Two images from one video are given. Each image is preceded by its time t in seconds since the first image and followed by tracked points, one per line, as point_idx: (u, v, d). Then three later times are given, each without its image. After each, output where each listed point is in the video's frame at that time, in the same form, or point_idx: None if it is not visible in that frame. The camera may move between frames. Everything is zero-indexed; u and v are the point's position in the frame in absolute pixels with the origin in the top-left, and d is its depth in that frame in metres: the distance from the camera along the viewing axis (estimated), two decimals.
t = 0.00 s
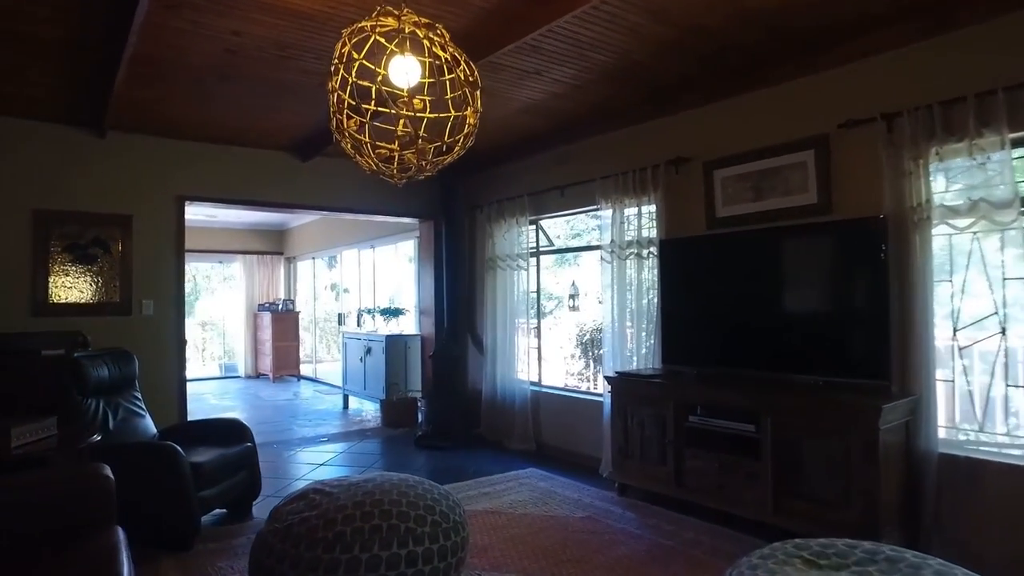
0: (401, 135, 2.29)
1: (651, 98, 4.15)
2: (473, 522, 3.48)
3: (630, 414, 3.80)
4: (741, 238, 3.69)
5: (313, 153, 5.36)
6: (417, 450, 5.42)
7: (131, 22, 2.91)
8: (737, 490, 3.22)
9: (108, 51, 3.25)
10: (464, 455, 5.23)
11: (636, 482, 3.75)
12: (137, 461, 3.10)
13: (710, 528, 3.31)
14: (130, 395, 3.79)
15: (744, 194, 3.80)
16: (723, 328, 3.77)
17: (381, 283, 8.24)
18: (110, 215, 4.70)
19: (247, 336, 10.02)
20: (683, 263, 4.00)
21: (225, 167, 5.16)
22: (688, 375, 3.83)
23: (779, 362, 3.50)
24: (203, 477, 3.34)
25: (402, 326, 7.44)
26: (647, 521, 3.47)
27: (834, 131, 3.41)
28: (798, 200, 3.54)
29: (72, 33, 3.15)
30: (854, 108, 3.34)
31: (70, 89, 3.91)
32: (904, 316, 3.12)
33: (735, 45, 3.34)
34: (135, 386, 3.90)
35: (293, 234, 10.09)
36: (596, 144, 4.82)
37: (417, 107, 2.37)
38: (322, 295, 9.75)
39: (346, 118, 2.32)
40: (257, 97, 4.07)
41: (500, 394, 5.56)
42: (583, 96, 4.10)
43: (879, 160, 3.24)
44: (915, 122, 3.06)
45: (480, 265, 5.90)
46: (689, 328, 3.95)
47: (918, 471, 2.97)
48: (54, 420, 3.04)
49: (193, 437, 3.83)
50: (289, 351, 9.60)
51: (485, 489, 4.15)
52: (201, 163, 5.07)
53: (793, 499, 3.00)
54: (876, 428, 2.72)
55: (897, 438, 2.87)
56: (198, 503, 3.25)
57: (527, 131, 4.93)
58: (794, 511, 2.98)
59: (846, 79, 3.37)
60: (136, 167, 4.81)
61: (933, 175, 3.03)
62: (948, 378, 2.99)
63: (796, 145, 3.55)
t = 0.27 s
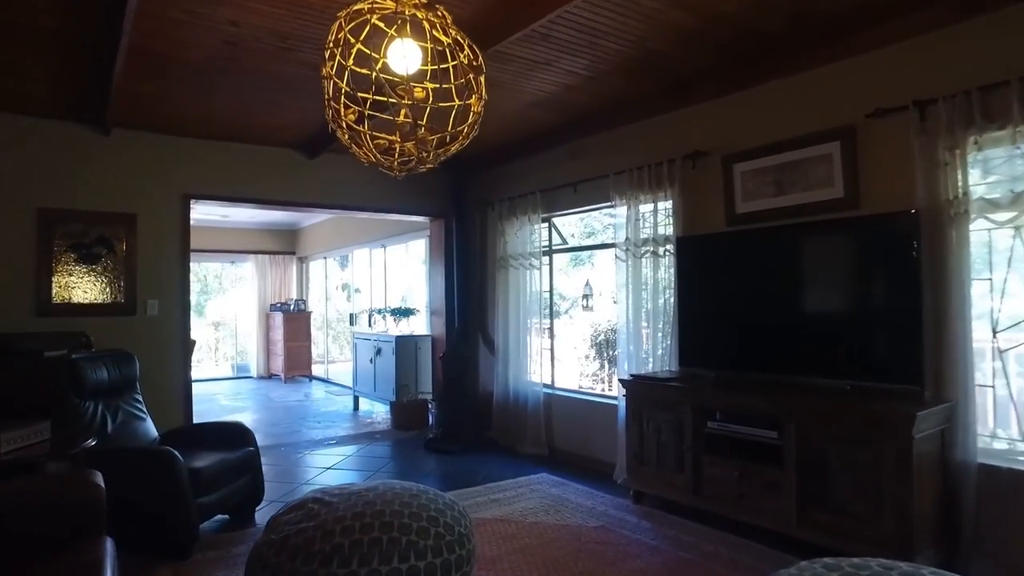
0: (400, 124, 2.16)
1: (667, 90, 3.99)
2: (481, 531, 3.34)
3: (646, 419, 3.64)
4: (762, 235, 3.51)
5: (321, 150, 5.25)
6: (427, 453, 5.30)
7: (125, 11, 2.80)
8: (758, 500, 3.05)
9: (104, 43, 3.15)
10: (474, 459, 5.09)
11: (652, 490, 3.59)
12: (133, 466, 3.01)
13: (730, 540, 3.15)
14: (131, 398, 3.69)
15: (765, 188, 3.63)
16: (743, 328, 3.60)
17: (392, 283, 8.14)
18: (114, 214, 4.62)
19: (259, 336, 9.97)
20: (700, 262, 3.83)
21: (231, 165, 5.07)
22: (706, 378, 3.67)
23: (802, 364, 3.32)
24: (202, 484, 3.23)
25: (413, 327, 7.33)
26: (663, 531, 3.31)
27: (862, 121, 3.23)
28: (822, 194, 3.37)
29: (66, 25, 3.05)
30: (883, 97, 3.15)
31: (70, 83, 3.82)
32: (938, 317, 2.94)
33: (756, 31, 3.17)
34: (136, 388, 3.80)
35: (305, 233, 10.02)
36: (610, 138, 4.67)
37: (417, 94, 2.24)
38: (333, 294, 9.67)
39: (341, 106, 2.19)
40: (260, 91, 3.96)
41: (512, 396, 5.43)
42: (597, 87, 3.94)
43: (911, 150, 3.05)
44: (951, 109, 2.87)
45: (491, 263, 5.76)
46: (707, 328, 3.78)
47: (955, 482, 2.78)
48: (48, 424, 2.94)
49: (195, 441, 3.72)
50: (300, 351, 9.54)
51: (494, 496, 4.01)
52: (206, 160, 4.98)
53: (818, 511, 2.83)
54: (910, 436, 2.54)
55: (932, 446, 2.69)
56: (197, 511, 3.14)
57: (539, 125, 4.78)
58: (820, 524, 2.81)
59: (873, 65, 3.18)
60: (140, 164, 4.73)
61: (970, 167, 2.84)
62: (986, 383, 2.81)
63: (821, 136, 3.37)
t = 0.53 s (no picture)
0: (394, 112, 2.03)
1: (685, 79, 3.81)
2: (489, 542, 3.20)
3: (662, 424, 3.48)
4: (786, 230, 3.33)
5: (329, 146, 5.14)
6: (437, 456, 5.17)
7: None
8: (782, 511, 2.88)
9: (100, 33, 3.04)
10: (485, 463, 4.95)
11: (669, 498, 3.42)
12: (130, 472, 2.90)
13: (753, 552, 2.98)
14: (131, 401, 3.59)
15: (788, 181, 3.44)
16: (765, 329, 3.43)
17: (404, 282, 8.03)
18: (118, 212, 4.54)
19: (272, 335, 9.92)
20: (720, 259, 3.66)
21: (237, 161, 4.97)
22: (726, 381, 3.50)
23: (830, 367, 3.14)
24: (200, 489, 3.12)
25: (424, 326, 7.21)
26: (680, 542, 3.15)
27: (894, 108, 3.04)
28: (850, 187, 3.18)
29: (60, 13, 2.94)
30: (917, 82, 2.96)
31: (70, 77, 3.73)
32: (978, 317, 2.75)
33: (780, 14, 3.00)
34: (137, 390, 3.70)
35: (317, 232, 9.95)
36: (625, 132, 4.50)
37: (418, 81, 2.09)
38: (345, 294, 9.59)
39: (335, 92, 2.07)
40: (264, 84, 3.85)
41: (524, 398, 5.28)
42: (611, 78, 3.79)
43: (948, 139, 2.86)
44: (993, 94, 2.68)
45: (503, 262, 5.61)
46: (728, 328, 3.61)
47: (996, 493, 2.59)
48: (41, 426, 2.84)
49: (195, 444, 3.61)
50: (312, 350, 9.47)
51: (504, 503, 3.86)
52: (212, 157, 4.88)
53: (848, 524, 2.65)
54: (950, 445, 2.36)
55: (973, 456, 2.50)
56: (194, 518, 3.03)
57: (551, 120, 4.63)
58: (850, 538, 2.63)
59: (906, 50, 3.00)
60: (145, 161, 4.64)
61: (1013, 156, 2.65)
62: None
63: (849, 126, 3.19)
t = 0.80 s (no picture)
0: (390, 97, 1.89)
1: (703, 68, 3.64)
2: (496, 553, 3.05)
3: (680, 429, 3.30)
4: (812, 225, 3.15)
5: (336, 141, 5.02)
6: (446, 460, 5.03)
7: None
8: (809, 525, 2.69)
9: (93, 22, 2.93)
10: (496, 468, 4.80)
11: (686, 507, 3.25)
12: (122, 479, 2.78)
13: (776, 568, 2.80)
14: (129, 403, 3.49)
15: (814, 173, 3.25)
16: (789, 330, 3.25)
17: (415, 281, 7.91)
18: (121, 210, 4.44)
19: (284, 335, 9.85)
20: (741, 255, 3.48)
21: (242, 158, 4.86)
22: (748, 385, 3.32)
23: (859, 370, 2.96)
24: (195, 496, 2.99)
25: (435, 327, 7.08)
26: (699, 555, 2.97)
27: (929, 94, 2.85)
28: (881, 178, 2.99)
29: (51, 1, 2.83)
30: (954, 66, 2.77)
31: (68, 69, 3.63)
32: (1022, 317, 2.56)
33: None
34: (136, 392, 3.60)
35: (329, 231, 9.86)
36: (640, 124, 4.33)
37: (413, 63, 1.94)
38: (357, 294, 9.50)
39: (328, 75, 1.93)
40: (266, 75, 3.73)
41: (537, 401, 5.12)
42: (626, 66, 3.61)
43: (989, 125, 2.67)
44: None
45: (515, 260, 5.46)
46: (749, 329, 3.43)
47: None
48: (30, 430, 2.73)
49: (195, 448, 3.50)
50: (324, 351, 9.39)
51: (514, 511, 3.71)
52: (216, 153, 4.78)
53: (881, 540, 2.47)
54: (995, 456, 2.17)
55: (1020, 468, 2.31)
56: (188, 526, 2.90)
57: (564, 112, 4.47)
58: (882, 555, 2.45)
59: (942, 31, 2.80)
60: (148, 157, 4.54)
61: None
62: None
63: (880, 113, 2.99)
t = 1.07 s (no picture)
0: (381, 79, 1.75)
1: (722, 54, 3.46)
2: (504, 566, 2.90)
3: (698, 436, 3.13)
4: (840, 219, 2.96)
5: (343, 137, 4.90)
6: (456, 465, 4.89)
7: None
8: (837, 540, 2.51)
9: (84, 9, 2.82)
10: (507, 473, 4.66)
11: (705, 518, 3.08)
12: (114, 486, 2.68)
13: None
14: (128, 406, 3.38)
15: (842, 164, 3.07)
16: (815, 330, 3.06)
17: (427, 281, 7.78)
18: (124, 208, 4.36)
19: (297, 335, 9.79)
20: (763, 252, 3.29)
21: (247, 155, 4.75)
22: (771, 388, 3.14)
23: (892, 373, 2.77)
24: (191, 504, 2.88)
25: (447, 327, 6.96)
26: (718, 569, 2.81)
27: (969, 76, 2.64)
28: (916, 169, 2.80)
29: None
30: (995, 45, 2.56)
31: (65, 62, 3.53)
32: None
33: None
34: (135, 394, 3.49)
35: (341, 231, 9.78)
36: (656, 116, 4.15)
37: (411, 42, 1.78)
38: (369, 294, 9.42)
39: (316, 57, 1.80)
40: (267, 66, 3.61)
41: (550, 404, 4.97)
42: (640, 54, 3.44)
43: None
44: None
45: (528, 258, 5.30)
46: (772, 329, 3.25)
47: None
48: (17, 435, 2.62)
49: (195, 452, 3.39)
50: (336, 351, 9.31)
51: (524, 520, 3.56)
52: (221, 150, 4.67)
53: (917, 558, 2.28)
54: None
55: None
56: (183, 535, 2.79)
57: (576, 105, 4.31)
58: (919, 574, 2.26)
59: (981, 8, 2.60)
60: (151, 155, 4.45)
61: None
62: None
63: (913, 98, 2.80)
